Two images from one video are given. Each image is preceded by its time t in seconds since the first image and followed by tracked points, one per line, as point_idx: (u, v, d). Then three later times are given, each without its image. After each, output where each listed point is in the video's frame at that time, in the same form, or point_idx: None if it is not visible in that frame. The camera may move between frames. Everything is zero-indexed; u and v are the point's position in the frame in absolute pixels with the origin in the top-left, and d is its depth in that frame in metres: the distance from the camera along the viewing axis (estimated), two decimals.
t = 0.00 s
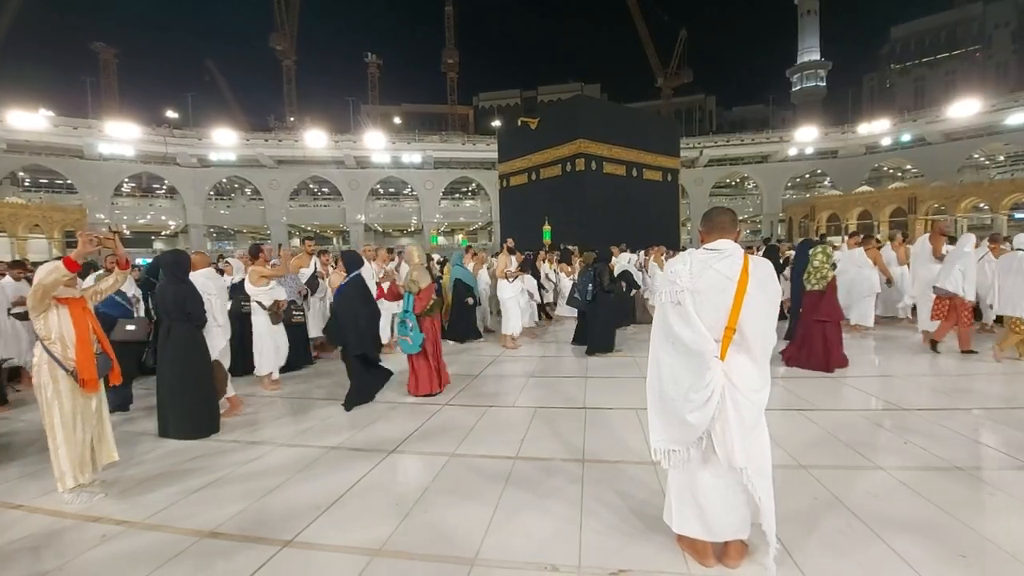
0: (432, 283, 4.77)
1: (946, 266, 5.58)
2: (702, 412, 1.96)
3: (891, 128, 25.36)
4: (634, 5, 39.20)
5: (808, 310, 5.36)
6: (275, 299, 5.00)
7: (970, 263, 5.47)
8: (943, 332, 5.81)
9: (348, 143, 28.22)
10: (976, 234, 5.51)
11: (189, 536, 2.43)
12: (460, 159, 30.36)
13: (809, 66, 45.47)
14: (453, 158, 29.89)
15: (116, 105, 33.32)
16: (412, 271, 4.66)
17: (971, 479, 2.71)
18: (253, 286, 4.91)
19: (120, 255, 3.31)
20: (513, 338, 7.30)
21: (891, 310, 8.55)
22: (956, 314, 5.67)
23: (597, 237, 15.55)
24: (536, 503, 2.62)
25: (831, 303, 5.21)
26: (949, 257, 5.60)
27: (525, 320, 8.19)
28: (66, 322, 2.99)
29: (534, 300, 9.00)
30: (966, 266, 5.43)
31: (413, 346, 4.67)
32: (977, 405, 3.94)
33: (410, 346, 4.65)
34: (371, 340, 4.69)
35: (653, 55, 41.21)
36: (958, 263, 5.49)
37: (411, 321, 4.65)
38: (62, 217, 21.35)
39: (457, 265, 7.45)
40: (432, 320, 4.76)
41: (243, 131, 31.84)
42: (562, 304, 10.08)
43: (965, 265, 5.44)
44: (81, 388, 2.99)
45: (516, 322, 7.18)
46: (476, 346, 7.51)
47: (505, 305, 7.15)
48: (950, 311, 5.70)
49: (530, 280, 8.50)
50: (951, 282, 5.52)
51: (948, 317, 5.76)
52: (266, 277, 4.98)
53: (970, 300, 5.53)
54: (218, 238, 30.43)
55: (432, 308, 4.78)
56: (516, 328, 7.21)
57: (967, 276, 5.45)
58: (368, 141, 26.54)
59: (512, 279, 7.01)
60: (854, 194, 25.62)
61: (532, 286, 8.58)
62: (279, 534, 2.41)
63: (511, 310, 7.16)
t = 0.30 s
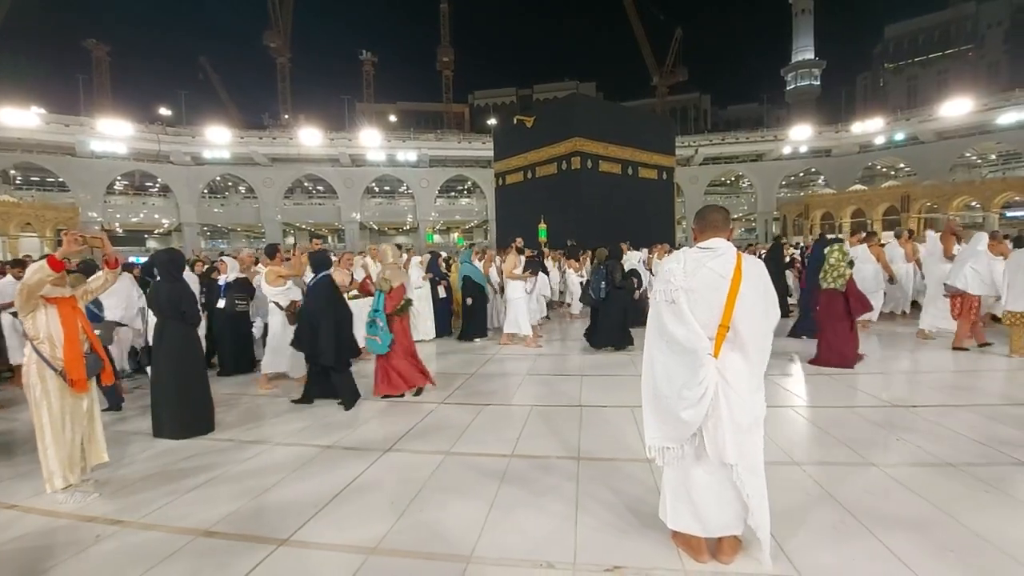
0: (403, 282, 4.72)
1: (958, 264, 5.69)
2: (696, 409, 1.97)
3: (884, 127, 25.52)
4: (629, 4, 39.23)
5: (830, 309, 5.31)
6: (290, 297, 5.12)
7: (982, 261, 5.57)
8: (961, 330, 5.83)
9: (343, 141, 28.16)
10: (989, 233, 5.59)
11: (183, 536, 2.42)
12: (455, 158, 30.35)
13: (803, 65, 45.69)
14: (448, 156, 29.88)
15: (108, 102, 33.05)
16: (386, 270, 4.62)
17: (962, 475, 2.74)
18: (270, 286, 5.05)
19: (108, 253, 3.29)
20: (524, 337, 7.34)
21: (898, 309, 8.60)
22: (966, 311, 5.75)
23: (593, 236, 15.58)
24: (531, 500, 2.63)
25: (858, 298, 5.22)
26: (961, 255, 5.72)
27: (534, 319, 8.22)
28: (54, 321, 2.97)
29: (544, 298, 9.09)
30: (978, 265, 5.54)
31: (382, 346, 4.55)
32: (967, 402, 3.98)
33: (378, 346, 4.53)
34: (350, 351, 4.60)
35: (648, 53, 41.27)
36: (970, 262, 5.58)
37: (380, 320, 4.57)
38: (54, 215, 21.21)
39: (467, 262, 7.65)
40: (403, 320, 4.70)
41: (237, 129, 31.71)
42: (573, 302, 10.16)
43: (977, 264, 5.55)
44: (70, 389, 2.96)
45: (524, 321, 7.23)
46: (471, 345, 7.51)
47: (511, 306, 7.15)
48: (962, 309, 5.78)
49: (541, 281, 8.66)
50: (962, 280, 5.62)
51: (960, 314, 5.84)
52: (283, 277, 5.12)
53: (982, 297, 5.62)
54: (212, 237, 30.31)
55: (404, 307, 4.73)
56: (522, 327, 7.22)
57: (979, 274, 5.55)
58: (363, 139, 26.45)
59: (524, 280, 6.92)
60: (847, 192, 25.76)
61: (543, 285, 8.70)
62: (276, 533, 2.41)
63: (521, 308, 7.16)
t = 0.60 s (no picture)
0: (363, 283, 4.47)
1: (958, 260, 5.92)
2: (681, 405, 1.99)
3: (864, 126, 25.97)
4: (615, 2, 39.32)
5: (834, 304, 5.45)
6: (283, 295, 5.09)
7: (980, 257, 5.78)
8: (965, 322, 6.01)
9: (328, 137, 27.90)
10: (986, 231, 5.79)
11: (166, 537, 2.39)
12: (442, 154, 30.23)
13: (786, 65, 46.26)
14: (435, 153, 29.75)
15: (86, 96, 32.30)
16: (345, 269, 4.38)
17: (938, 467, 2.81)
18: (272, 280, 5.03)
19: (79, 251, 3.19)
20: (520, 335, 7.25)
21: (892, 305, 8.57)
22: (971, 306, 5.89)
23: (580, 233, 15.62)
24: (519, 496, 2.64)
25: (856, 295, 5.32)
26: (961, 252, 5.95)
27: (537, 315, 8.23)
28: (26, 320, 2.91)
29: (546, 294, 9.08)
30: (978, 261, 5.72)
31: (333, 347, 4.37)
32: (944, 395, 4.08)
33: (326, 348, 4.34)
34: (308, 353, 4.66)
35: (634, 51, 41.47)
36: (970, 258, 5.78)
37: (334, 321, 4.41)
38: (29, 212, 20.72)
39: (472, 262, 7.72)
40: (359, 322, 4.48)
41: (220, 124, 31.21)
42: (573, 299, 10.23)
43: (977, 260, 5.79)
44: (42, 390, 2.89)
45: (525, 317, 7.13)
46: (458, 343, 7.50)
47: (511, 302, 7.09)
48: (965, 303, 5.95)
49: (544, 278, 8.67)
50: (963, 275, 5.80)
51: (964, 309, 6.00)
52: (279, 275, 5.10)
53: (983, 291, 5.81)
54: (194, 234, 29.82)
55: (361, 309, 4.50)
56: (523, 324, 7.13)
57: (979, 270, 5.76)
58: (348, 135, 26.22)
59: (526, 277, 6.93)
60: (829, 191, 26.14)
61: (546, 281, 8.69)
62: (260, 533, 2.39)
63: (521, 304, 7.07)
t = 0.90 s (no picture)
0: (321, 280, 4.31)
1: (961, 257, 6.00)
2: (668, 402, 2.00)
3: (851, 125, 26.28)
4: None
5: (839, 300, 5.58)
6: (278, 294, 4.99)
7: (982, 255, 5.87)
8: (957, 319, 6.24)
9: (316, 134, 27.65)
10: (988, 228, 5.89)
11: (153, 538, 2.36)
12: (432, 151, 30.09)
13: (774, 63, 46.61)
14: (424, 150, 29.61)
15: (67, 89, 31.67)
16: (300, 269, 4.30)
17: (920, 461, 2.86)
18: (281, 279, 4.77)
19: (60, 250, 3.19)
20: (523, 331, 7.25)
21: (889, 301, 8.82)
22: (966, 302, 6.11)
23: (570, 231, 15.64)
24: (509, 493, 2.64)
25: (858, 291, 5.43)
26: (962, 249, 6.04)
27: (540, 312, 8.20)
28: (4, 319, 2.83)
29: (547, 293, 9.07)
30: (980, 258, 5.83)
31: (297, 350, 4.25)
32: (926, 390, 4.16)
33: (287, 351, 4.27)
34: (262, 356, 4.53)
35: (624, 49, 41.52)
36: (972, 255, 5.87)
37: (295, 322, 4.27)
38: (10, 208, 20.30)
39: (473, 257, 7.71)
40: (321, 322, 4.33)
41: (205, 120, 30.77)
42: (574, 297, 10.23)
43: (979, 257, 5.87)
44: (21, 390, 2.83)
45: (528, 317, 7.19)
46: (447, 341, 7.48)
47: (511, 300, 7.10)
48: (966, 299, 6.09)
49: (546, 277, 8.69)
50: (966, 272, 5.91)
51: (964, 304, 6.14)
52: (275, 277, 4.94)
53: (984, 288, 5.93)
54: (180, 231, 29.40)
55: (321, 309, 4.33)
56: (524, 323, 7.19)
57: (981, 267, 5.86)
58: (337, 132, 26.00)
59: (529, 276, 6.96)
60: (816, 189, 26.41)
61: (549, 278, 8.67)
62: (249, 532, 2.37)
63: (523, 303, 7.10)
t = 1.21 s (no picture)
0: (289, 280, 4.36)
1: (969, 253, 6.02)
2: (661, 400, 2.01)
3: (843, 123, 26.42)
4: None
5: (860, 296, 5.61)
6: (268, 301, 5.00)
7: (992, 250, 5.90)
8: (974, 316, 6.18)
9: (310, 131, 27.56)
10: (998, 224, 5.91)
11: (145, 538, 2.34)
12: (426, 149, 30.03)
13: (768, 61, 46.77)
14: (419, 147, 29.54)
15: (57, 87, 31.35)
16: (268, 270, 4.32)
17: (912, 456, 2.88)
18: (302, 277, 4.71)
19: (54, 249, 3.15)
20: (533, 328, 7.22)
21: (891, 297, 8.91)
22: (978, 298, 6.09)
23: (565, 228, 15.64)
24: (504, 491, 2.64)
25: (879, 286, 5.47)
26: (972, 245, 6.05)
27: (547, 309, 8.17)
28: None
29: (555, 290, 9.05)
30: (990, 254, 5.87)
31: (271, 349, 4.20)
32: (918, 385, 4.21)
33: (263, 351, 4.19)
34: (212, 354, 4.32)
35: (618, 47, 41.53)
36: (982, 250, 5.91)
37: (265, 323, 4.19)
38: None
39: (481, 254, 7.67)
40: (291, 321, 4.32)
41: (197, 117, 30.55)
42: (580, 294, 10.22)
43: (989, 252, 5.87)
44: (11, 389, 2.80)
45: (539, 311, 7.13)
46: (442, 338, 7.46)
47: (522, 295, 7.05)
48: (974, 293, 6.13)
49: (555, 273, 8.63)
50: (976, 267, 5.93)
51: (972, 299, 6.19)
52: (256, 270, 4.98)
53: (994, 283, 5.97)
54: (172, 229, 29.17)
55: (290, 308, 4.32)
56: (535, 318, 7.12)
57: (991, 262, 5.86)
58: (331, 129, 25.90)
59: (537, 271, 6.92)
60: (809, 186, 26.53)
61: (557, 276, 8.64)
62: (243, 532, 2.36)
63: (533, 297, 7.04)
